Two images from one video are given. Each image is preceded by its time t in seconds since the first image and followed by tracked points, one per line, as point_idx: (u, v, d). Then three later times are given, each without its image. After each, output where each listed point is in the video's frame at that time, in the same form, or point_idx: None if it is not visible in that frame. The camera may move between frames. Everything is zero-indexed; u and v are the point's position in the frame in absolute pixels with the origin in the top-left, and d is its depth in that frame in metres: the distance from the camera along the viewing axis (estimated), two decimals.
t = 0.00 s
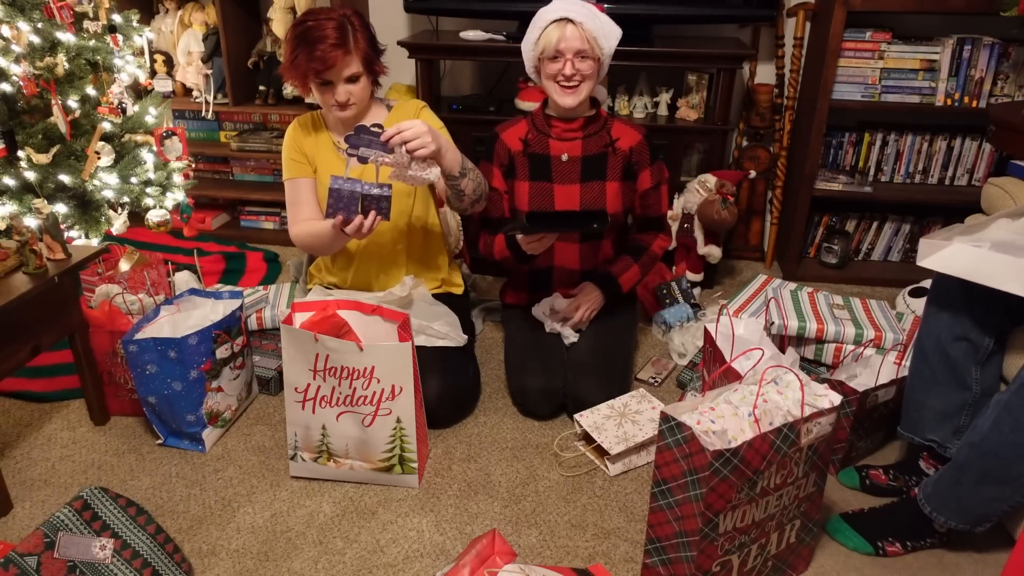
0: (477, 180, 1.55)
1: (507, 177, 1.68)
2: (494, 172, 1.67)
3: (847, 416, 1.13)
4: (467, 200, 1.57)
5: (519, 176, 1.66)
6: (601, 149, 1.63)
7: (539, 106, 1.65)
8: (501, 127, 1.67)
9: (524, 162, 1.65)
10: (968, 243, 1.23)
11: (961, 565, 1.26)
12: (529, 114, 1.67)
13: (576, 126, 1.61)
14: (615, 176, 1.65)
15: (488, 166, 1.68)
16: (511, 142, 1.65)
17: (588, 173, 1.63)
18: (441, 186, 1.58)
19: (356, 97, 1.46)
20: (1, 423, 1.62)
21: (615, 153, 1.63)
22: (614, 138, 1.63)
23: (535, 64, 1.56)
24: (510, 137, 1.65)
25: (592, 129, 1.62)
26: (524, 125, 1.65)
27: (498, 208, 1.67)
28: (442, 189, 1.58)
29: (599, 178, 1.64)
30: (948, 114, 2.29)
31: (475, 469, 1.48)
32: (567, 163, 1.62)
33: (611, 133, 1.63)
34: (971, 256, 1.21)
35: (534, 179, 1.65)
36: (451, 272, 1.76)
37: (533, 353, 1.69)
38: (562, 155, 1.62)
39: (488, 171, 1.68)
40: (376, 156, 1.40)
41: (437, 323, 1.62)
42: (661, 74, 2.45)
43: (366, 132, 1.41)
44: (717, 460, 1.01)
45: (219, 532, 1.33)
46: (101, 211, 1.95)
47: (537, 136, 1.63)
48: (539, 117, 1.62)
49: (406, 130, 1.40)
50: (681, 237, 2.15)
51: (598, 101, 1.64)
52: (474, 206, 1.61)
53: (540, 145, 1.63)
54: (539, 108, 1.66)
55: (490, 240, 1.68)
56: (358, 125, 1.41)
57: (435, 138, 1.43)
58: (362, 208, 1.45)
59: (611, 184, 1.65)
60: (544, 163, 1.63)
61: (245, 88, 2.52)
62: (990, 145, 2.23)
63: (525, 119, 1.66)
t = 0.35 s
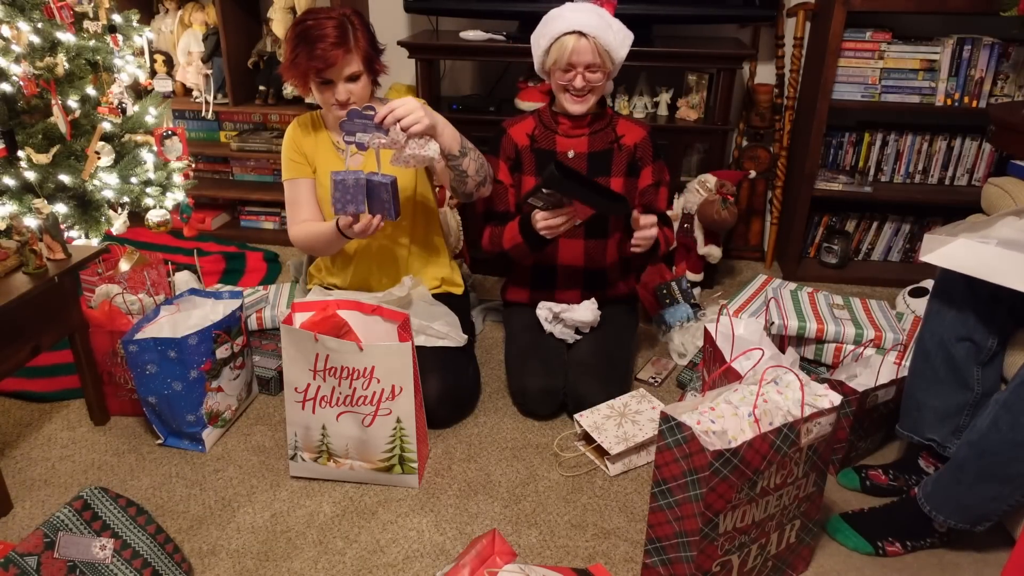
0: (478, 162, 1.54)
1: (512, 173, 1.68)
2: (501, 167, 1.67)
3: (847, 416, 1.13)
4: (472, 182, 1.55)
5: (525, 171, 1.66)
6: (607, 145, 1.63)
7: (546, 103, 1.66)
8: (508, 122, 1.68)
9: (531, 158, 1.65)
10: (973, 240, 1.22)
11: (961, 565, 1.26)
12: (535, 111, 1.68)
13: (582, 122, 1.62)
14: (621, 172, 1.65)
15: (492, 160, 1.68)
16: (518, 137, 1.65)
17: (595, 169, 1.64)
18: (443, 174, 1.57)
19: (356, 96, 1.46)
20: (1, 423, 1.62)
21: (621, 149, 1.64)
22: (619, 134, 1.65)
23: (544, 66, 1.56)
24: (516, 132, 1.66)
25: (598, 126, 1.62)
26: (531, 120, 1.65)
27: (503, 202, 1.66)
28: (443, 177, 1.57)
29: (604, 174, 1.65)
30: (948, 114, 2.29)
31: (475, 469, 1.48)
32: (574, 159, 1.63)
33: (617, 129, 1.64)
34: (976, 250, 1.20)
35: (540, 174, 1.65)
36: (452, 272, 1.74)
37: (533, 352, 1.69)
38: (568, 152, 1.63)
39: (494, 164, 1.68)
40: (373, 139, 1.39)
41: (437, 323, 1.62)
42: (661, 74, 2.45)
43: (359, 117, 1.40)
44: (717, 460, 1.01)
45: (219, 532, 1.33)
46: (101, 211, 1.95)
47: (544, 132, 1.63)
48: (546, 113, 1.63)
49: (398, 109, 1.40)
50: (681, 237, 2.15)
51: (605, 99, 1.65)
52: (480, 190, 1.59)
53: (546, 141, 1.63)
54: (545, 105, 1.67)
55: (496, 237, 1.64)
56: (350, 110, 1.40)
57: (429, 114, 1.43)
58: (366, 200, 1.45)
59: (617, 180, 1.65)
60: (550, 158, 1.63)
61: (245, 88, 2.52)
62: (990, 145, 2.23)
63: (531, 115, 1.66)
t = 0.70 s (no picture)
0: (485, 142, 1.52)
1: (513, 174, 1.68)
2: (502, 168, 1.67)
3: (847, 416, 1.14)
4: (483, 162, 1.53)
5: (526, 172, 1.67)
6: (609, 147, 1.63)
7: (549, 104, 1.66)
8: (511, 122, 1.68)
9: (532, 159, 1.65)
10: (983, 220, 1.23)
11: (961, 565, 1.26)
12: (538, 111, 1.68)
13: (586, 124, 1.61)
14: (622, 174, 1.65)
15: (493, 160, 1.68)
16: (519, 138, 1.65)
17: (597, 170, 1.64)
18: (450, 162, 1.54)
19: (355, 96, 1.46)
20: (1, 423, 1.62)
21: (623, 151, 1.64)
22: (622, 136, 1.64)
23: (550, 71, 1.55)
24: (519, 133, 1.66)
25: (600, 128, 1.62)
26: (533, 121, 1.65)
27: (503, 203, 1.67)
28: (450, 165, 1.55)
29: (605, 176, 1.65)
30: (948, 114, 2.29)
31: (475, 469, 1.48)
32: (575, 161, 1.63)
33: (619, 130, 1.64)
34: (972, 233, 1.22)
35: (540, 175, 1.66)
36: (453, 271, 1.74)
37: (533, 352, 1.69)
38: (570, 153, 1.63)
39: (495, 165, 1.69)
40: (383, 131, 1.35)
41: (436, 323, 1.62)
42: (661, 74, 2.45)
43: (363, 110, 1.37)
44: (717, 460, 1.01)
45: (218, 532, 1.33)
46: (101, 211, 1.95)
47: (546, 133, 1.63)
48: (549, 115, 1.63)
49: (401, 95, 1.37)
50: (681, 237, 2.15)
51: (609, 100, 1.64)
52: (491, 170, 1.57)
53: (548, 142, 1.63)
54: (548, 106, 1.66)
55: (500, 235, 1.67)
56: (353, 105, 1.37)
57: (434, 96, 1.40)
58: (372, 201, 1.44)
59: (618, 182, 1.65)
60: (552, 159, 1.64)
61: (245, 88, 2.52)
62: (990, 145, 2.23)
63: (534, 116, 1.66)
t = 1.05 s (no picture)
0: (487, 141, 1.52)
1: (514, 175, 1.67)
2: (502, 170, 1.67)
3: (846, 416, 1.14)
4: (485, 161, 1.53)
5: (526, 174, 1.66)
6: (609, 148, 1.63)
7: (549, 104, 1.66)
8: (511, 123, 1.67)
9: (532, 159, 1.65)
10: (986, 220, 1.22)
11: (961, 565, 1.26)
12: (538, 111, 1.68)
13: (586, 125, 1.61)
14: (622, 175, 1.65)
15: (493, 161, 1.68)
16: (519, 140, 1.65)
17: (597, 170, 1.64)
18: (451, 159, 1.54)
19: (355, 97, 1.46)
20: (1, 423, 1.62)
21: (624, 151, 1.64)
22: (622, 137, 1.64)
23: (549, 74, 1.55)
24: (518, 134, 1.65)
25: (599, 129, 1.62)
26: (533, 122, 1.65)
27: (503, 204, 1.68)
28: (451, 165, 1.55)
29: (605, 176, 1.65)
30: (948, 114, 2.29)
31: (475, 469, 1.48)
32: (576, 161, 1.63)
33: (619, 130, 1.64)
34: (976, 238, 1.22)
35: (541, 176, 1.66)
36: (453, 272, 1.74)
37: (533, 352, 1.69)
38: (571, 154, 1.62)
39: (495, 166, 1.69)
40: (386, 134, 1.36)
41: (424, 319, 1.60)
42: (661, 74, 2.45)
43: (365, 113, 1.38)
44: (717, 460, 1.01)
45: (219, 532, 1.33)
46: (101, 211, 1.95)
47: (546, 134, 1.63)
48: (549, 115, 1.62)
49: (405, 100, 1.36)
50: (681, 237, 2.15)
51: (609, 101, 1.64)
52: (494, 167, 1.57)
53: (548, 143, 1.63)
54: (548, 106, 1.67)
55: (504, 238, 1.68)
56: (354, 108, 1.37)
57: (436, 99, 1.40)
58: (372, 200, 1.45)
59: (618, 182, 1.66)
60: (553, 160, 1.64)
61: (245, 88, 2.52)
62: (990, 145, 2.23)
63: (534, 117, 1.66)
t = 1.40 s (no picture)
0: (493, 129, 1.51)
1: (514, 176, 1.67)
2: (502, 169, 1.68)
3: (847, 416, 1.14)
4: (492, 149, 1.52)
5: (527, 174, 1.66)
6: (610, 148, 1.63)
7: (549, 105, 1.66)
8: (511, 124, 1.67)
9: (533, 160, 1.65)
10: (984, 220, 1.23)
11: (961, 565, 1.26)
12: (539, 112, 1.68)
13: (586, 126, 1.61)
14: (623, 175, 1.65)
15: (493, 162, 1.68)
16: (520, 141, 1.65)
17: (598, 170, 1.64)
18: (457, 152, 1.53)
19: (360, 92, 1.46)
20: (1, 423, 1.62)
21: (625, 152, 1.64)
22: (623, 137, 1.64)
23: (547, 75, 1.55)
24: (519, 135, 1.65)
25: (600, 130, 1.62)
26: (534, 123, 1.65)
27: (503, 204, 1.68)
28: (455, 159, 1.54)
29: (607, 176, 1.65)
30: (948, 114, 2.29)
31: (475, 469, 1.48)
32: (577, 162, 1.63)
33: (620, 130, 1.64)
34: (976, 239, 1.22)
35: (542, 177, 1.66)
36: (453, 270, 1.73)
37: (533, 352, 1.69)
38: (572, 154, 1.63)
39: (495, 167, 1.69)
40: (389, 124, 1.35)
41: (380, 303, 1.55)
42: (661, 74, 2.45)
43: (370, 104, 1.36)
44: (717, 460, 1.01)
45: (219, 532, 1.33)
46: (101, 211, 1.95)
47: (547, 134, 1.63)
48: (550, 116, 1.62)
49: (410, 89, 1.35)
50: (681, 237, 2.15)
51: (609, 101, 1.64)
52: (500, 155, 1.56)
53: (549, 143, 1.63)
54: (548, 107, 1.67)
55: (498, 239, 1.67)
56: (359, 98, 1.37)
57: (441, 90, 1.38)
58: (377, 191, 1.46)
59: (619, 183, 1.65)
60: (554, 161, 1.64)
61: (245, 88, 2.52)
62: (990, 145, 2.23)
63: (535, 117, 1.66)
